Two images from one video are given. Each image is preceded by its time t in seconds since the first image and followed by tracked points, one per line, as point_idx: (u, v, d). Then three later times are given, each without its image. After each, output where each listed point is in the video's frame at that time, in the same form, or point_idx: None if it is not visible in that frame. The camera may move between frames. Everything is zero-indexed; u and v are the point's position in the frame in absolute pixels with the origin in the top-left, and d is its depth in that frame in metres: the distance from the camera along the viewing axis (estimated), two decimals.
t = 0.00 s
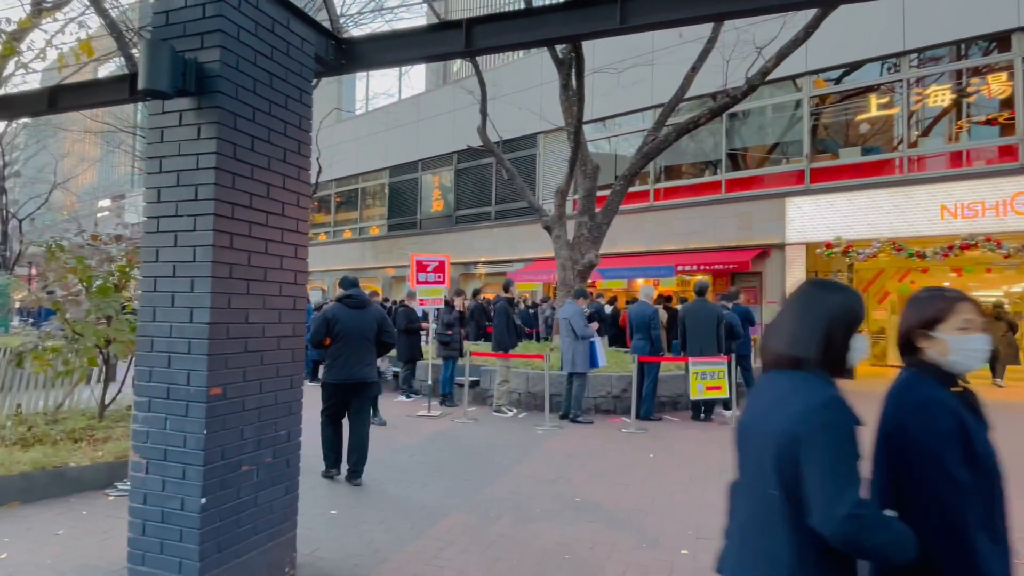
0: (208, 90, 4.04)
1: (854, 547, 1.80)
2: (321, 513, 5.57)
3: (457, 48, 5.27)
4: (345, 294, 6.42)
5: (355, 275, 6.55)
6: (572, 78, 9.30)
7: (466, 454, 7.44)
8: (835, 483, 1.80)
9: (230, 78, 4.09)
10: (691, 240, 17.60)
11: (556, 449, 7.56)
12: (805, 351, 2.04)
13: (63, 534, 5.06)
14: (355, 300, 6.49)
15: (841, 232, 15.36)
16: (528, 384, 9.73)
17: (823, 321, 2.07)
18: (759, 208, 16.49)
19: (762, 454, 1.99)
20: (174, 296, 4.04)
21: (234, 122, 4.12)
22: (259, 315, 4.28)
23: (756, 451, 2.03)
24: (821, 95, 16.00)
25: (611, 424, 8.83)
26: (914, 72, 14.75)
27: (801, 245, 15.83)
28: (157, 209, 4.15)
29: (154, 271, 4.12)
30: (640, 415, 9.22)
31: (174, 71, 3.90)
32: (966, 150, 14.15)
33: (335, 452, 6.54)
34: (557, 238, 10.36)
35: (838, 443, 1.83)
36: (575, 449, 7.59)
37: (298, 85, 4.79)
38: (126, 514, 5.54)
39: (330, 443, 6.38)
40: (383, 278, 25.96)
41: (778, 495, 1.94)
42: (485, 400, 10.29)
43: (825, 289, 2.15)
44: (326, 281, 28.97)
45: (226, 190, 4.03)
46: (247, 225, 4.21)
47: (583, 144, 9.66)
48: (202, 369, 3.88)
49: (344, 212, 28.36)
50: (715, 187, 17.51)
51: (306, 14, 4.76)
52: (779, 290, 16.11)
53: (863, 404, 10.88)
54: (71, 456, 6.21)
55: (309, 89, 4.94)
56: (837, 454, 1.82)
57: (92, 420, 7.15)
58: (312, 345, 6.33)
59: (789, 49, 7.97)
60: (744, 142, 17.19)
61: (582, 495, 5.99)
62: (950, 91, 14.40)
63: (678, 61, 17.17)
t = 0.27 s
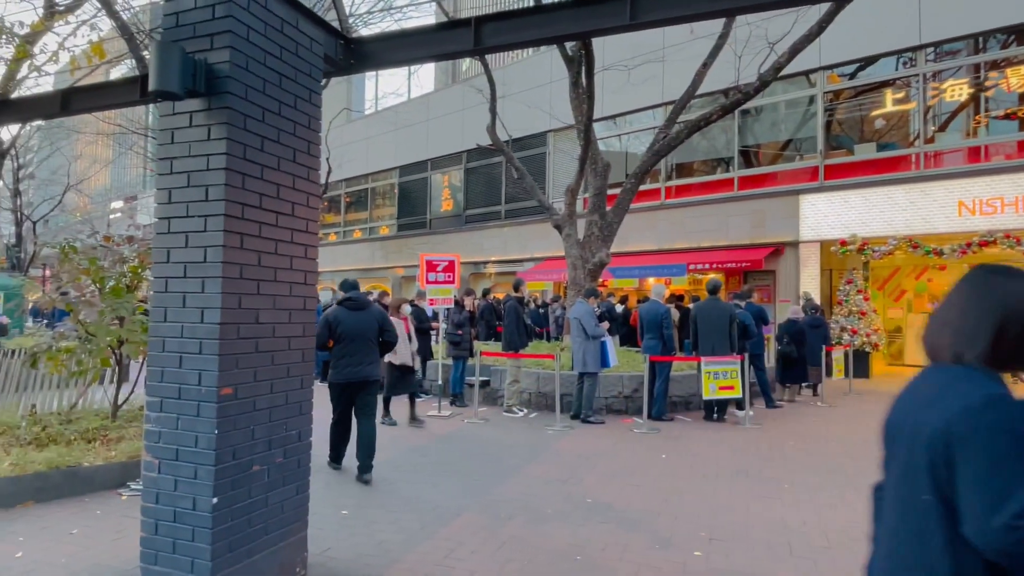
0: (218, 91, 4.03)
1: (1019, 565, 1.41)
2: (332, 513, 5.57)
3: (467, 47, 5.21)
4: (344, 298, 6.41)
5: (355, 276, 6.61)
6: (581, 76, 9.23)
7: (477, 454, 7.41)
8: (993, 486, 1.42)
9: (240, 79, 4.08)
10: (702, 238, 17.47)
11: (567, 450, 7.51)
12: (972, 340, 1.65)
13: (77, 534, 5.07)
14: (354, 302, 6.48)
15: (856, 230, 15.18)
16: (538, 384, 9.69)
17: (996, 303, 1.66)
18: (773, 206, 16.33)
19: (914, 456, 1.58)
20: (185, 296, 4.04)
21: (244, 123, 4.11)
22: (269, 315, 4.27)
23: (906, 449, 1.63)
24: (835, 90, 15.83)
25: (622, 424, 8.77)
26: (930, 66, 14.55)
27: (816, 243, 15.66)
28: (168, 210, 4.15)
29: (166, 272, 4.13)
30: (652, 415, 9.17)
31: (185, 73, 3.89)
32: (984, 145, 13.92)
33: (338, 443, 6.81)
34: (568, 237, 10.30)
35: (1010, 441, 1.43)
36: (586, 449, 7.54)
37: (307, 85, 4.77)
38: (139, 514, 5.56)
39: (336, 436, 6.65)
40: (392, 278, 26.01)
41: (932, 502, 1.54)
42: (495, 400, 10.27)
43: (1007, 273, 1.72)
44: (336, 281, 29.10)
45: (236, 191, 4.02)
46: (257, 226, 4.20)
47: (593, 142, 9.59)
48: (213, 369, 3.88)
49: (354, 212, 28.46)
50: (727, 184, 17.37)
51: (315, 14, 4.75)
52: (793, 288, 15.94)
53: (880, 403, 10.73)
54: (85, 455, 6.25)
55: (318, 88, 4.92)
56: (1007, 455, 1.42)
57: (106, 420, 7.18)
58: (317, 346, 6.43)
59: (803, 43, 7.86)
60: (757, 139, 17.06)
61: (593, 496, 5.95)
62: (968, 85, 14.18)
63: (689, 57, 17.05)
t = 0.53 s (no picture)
0: (218, 87, 3.91)
1: None
2: (335, 515, 5.46)
3: (472, 41, 5.03)
4: (338, 294, 6.58)
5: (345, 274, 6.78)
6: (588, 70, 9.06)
7: (483, 455, 7.28)
8: None
9: (241, 75, 3.97)
10: (712, 235, 17.28)
11: (575, 451, 7.37)
12: None
13: (79, 536, 4.98)
14: (347, 298, 6.64)
15: (870, 226, 14.94)
16: (546, 384, 9.55)
17: None
18: (784, 201, 16.11)
19: None
20: (185, 296, 3.94)
21: (244, 120, 3.99)
22: (271, 314, 4.16)
23: None
24: (849, 83, 15.57)
25: (631, 425, 8.61)
26: (947, 58, 14.29)
27: (829, 239, 15.43)
28: (168, 208, 4.04)
29: (166, 271, 4.02)
30: (662, 415, 9.02)
31: (184, 69, 3.78)
32: (1002, 138, 13.65)
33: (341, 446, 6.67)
34: (575, 234, 10.15)
35: None
36: (595, 451, 7.39)
37: (309, 81, 4.65)
38: (140, 516, 5.47)
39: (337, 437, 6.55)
40: (397, 276, 25.90)
41: None
42: (501, 400, 10.14)
43: None
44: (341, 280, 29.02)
45: (237, 188, 3.91)
46: (258, 223, 4.08)
47: (601, 137, 9.43)
48: (214, 369, 3.77)
49: (359, 210, 28.37)
50: (738, 180, 17.16)
51: (316, 9, 4.62)
52: (804, 285, 15.72)
53: (896, 403, 10.54)
54: (87, 456, 6.18)
55: (319, 84, 4.78)
56: None
57: (108, 421, 7.11)
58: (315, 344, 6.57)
59: (816, 34, 7.67)
60: (769, 133, 16.85)
61: (602, 498, 5.80)
62: (986, 76, 13.92)
63: (698, 51, 16.85)
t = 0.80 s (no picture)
0: (212, 82, 3.82)
1: None
2: (335, 516, 5.38)
3: (473, 33, 4.92)
4: (337, 293, 6.59)
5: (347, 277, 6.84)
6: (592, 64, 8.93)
7: (486, 455, 7.19)
8: None
9: (235, 69, 3.87)
10: (719, 231, 17.11)
11: (579, 451, 7.27)
12: None
13: (77, 536, 4.93)
14: (347, 297, 6.65)
15: (881, 221, 14.71)
16: (549, 383, 9.46)
17: None
18: (792, 197, 15.93)
19: None
20: (180, 294, 3.85)
21: (239, 114, 3.90)
22: (267, 312, 4.07)
23: None
24: (858, 75, 15.36)
25: (635, 424, 8.50)
26: (959, 49, 14.06)
27: (838, 234, 15.25)
28: (162, 205, 3.96)
29: (160, 269, 3.94)
30: (668, 414, 8.91)
31: (177, 63, 3.69)
32: (1015, 131, 13.42)
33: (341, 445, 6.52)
34: (579, 231, 10.02)
35: None
36: (600, 451, 7.29)
37: (305, 75, 4.55)
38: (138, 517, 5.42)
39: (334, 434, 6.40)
40: (400, 275, 25.81)
41: None
42: (505, 400, 10.04)
43: None
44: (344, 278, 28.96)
45: (232, 184, 3.82)
46: (253, 220, 4.00)
47: (606, 132, 9.29)
48: (209, 368, 3.69)
49: (362, 208, 28.29)
50: (745, 175, 16.99)
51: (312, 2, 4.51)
52: (813, 281, 15.54)
53: (906, 402, 10.38)
54: (85, 457, 6.14)
55: (315, 79, 4.67)
56: None
57: (107, 421, 7.07)
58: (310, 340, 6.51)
59: (825, 25, 7.53)
60: (776, 127, 16.66)
61: (606, 498, 5.71)
62: (999, 67, 13.70)
63: (704, 44, 16.68)
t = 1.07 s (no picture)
0: (204, 79, 3.80)
1: None
2: (332, 516, 5.36)
3: (467, 28, 4.86)
4: (338, 291, 6.59)
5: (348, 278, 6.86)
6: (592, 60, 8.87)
7: (484, 455, 7.16)
8: None
9: (226, 66, 3.84)
10: (721, 229, 17.02)
11: (579, 450, 7.24)
12: None
13: (73, 536, 4.92)
14: (348, 296, 6.66)
15: (885, 218, 14.58)
16: (549, 381, 9.43)
17: None
18: (795, 194, 15.84)
19: None
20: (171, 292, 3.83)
21: (230, 111, 3.88)
22: (260, 311, 4.05)
23: None
24: (862, 70, 15.24)
25: (636, 423, 8.46)
26: (964, 44, 13.93)
27: (841, 232, 15.16)
28: (154, 203, 3.94)
29: (153, 268, 3.92)
30: (668, 413, 8.86)
31: (168, 60, 3.67)
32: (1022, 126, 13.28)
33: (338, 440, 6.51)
34: (580, 229, 9.97)
35: None
36: (599, 449, 7.25)
37: (298, 72, 4.52)
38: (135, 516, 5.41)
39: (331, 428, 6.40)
40: (401, 273, 25.78)
41: None
42: (505, 398, 10.01)
43: None
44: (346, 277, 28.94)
45: (223, 182, 3.80)
46: (245, 218, 3.97)
47: (606, 129, 9.24)
48: (201, 367, 3.67)
49: (363, 207, 28.27)
50: (748, 172, 16.89)
51: None
52: (816, 279, 15.44)
53: (909, 400, 10.31)
54: (82, 457, 6.15)
55: (308, 76, 4.64)
56: None
57: (104, 421, 7.09)
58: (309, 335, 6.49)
59: (827, 19, 7.45)
60: (779, 124, 16.55)
61: (604, 498, 5.67)
62: (1005, 62, 13.57)
63: (706, 39, 16.57)
